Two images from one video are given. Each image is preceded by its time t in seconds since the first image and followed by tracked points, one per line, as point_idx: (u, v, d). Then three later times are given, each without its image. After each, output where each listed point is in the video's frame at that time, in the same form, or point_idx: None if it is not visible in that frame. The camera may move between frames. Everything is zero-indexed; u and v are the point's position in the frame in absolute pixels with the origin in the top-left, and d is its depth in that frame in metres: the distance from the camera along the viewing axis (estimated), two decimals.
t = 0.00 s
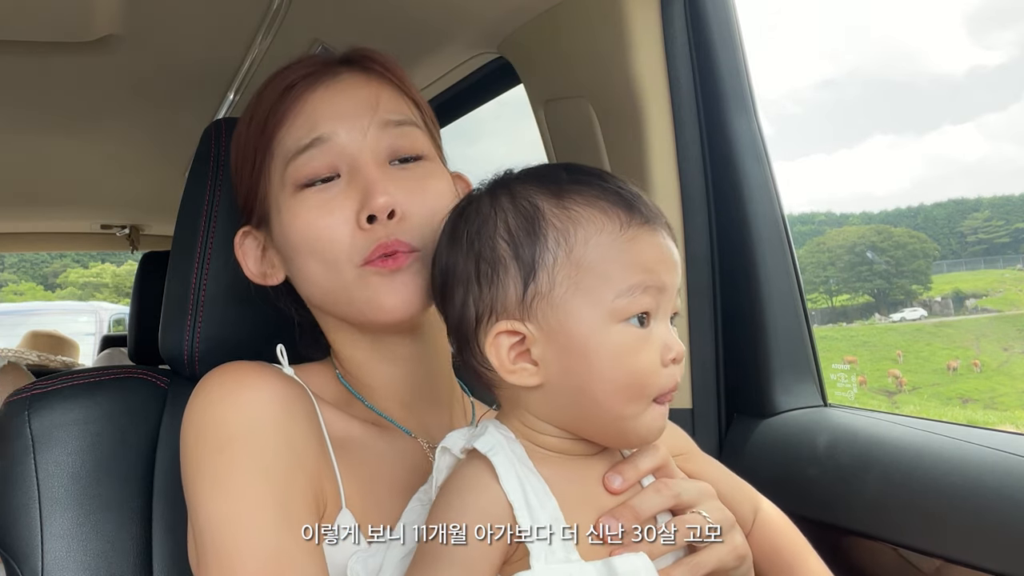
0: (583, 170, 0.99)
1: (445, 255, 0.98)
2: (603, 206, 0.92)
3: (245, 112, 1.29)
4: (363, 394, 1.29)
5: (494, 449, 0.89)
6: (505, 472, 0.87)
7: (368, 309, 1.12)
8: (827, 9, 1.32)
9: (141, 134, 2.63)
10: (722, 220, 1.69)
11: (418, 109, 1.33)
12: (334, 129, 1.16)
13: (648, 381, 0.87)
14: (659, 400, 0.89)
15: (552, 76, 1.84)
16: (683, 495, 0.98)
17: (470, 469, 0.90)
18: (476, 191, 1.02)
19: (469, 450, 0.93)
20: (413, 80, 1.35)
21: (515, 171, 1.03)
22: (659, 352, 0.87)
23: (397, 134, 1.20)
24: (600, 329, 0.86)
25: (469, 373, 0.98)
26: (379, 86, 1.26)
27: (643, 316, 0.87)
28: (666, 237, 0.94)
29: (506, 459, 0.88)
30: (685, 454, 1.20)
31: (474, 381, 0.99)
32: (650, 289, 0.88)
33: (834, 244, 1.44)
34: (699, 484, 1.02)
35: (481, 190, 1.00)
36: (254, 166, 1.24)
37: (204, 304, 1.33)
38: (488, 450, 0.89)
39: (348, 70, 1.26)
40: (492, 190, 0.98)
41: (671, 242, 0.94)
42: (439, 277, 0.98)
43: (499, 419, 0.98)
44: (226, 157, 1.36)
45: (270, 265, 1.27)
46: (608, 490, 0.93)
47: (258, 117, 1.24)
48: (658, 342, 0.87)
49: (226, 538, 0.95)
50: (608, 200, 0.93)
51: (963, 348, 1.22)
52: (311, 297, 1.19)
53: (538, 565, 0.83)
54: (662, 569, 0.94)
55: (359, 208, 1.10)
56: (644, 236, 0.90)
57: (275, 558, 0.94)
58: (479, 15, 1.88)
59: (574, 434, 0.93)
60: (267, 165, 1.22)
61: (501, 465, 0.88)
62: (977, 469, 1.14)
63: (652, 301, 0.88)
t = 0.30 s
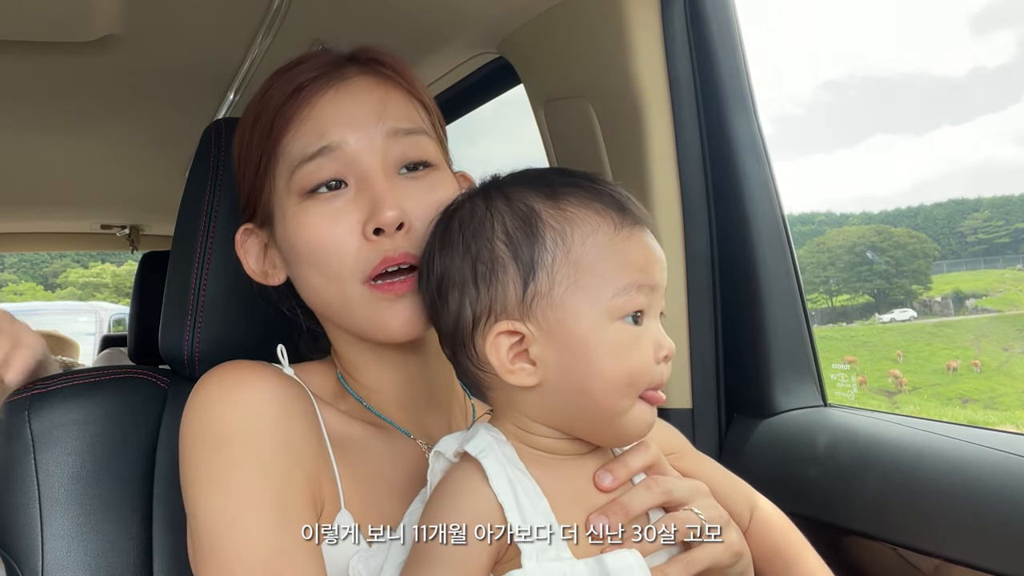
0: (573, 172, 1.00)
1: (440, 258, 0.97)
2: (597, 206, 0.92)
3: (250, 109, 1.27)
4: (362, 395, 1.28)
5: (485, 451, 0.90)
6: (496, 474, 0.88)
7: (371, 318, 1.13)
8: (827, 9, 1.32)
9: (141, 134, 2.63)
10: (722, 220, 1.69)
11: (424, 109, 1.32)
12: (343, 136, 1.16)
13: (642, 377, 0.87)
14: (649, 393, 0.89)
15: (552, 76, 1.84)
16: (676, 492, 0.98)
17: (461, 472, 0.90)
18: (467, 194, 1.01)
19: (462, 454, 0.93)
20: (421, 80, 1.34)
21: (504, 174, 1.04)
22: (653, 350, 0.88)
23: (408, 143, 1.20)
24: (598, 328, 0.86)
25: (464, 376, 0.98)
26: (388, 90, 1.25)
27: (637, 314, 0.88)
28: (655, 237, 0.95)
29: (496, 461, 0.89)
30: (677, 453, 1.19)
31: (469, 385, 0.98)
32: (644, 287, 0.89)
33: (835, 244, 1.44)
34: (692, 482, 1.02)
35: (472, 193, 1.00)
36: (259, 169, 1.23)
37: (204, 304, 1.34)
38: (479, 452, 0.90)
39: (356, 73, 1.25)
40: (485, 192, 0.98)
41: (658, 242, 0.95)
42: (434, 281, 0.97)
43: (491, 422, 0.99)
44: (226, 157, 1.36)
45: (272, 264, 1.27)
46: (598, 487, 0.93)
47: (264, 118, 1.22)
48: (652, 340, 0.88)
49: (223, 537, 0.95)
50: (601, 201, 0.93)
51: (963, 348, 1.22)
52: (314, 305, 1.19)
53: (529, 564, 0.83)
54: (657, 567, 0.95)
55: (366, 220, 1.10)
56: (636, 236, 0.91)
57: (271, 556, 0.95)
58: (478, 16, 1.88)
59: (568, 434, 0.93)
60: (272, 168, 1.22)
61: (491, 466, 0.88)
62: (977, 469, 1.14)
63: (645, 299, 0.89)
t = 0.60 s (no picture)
0: (573, 174, 1.00)
1: (441, 259, 0.97)
2: (599, 208, 0.92)
3: (249, 110, 1.27)
4: (361, 398, 1.28)
5: (481, 453, 0.90)
6: (492, 475, 0.88)
7: (369, 321, 1.13)
8: (827, 10, 1.33)
9: (141, 134, 2.63)
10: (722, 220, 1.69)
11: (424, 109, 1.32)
12: (341, 139, 1.16)
13: (644, 379, 0.87)
14: (651, 392, 0.89)
15: (552, 76, 1.84)
16: (671, 494, 0.97)
17: (458, 474, 0.90)
18: (467, 196, 1.01)
19: (459, 454, 0.94)
20: (422, 81, 1.33)
21: (505, 176, 1.04)
22: (655, 350, 0.88)
23: (406, 146, 1.19)
24: (601, 329, 0.86)
25: (466, 379, 0.97)
26: (388, 92, 1.24)
27: (639, 314, 0.88)
28: (656, 238, 0.95)
29: (493, 462, 0.89)
30: (675, 456, 1.20)
31: (470, 388, 0.98)
32: (646, 288, 0.89)
33: (834, 244, 1.45)
34: (688, 484, 1.01)
35: (473, 194, 1.00)
36: (257, 171, 1.24)
37: (204, 305, 1.34)
38: (475, 454, 0.90)
39: (356, 75, 1.25)
40: (486, 194, 0.98)
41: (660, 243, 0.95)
42: (435, 283, 0.97)
43: (488, 425, 0.99)
44: (227, 157, 1.37)
45: (271, 264, 1.27)
46: (594, 491, 0.93)
47: (262, 120, 1.23)
48: (654, 341, 0.88)
49: (220, 535, 0.95)
50: (603, 202, 0.93)
51: (963, 348, 1.22)
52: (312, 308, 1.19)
53: (525, 566, 0.83)
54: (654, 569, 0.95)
55: (362, 225, 1.10)
56: (638, 237, 0.91)
57: (269, 555, 0.95)
58: (478, 16, 1.88)
59: (568, 436, 0.93)
60: (271, 169, 1.22)
61: (487, 467, 0.88)
62: (977, 469, 1.14)
63: (648, 300, 0.89)
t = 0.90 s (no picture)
0: (575, 178, 1.00)
1: (440, 261, 0.97)
2: (600, 213, 0.92)
3: (252, 109, 1.27)
4: (361, 398, 1.28)
5: (476, 452, 0.90)
6: (487, 474, 0.88)
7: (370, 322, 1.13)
8: (827, 9, 1.32)
9: (141, 134, 2.63)
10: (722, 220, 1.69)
11: (427, 109, 1.32)
12: (344, 138, 1.16)
13: (642, 384, 0.87)
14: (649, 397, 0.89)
15: (552, 76, 1.84)
16: (664, 494, 0.97)
17: (452, 475, 0.90)
18: (469, 198, 1.01)
19: (455, 454, 0.93)
20: (424, 82, 1.33)
21: (506, 178, 1.04)
22: (652, 356, 0.88)
23: (410, 146, 1.19)
24: (600, 335, 0.86)
25: (462, 380, 0.98)
26: (391, 92, 1.24)
27: (638, 321, 0.88)
28: (656, 245, 0.95)
29: (488, 461, 0.89)
30: (670, 456, 1.19)
31: (467, 389, 0.98)
32: (645, 295, 0.89)
33: (834, 244, 1.45)
34: (681, 484, 1.01)
35: (474, 196, 1.00)
36: (260, 170, 1.23)
37: (204, 305, 1.34)
38: (470, 453, 0.90)
39: (359, 75, 1.24)
40: (487, 196, 0.98)
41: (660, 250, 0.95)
42: (434, 285, 0.97)
43: (484, 425, 0.99)
44: (227, 157, 1.37)
45: (272, 264, 1.27)
46: (585, 491, 0.93)
47: (265, 118, 1.22)
48: (651, 348, 0.88)
49: (217, 534, 0.95)
50: (604, 208, 0.93)
51: (963, 348, 1.22)
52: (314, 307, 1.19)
53: (518, 564, 0.83)
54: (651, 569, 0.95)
55: (365, 225, 1.10)
56: (638, 244, 0.91)
57: (267, 554, 0.95)
58: (478, 16, 1.88)
59: (563, 438, 0.93)
60: (274, 168, 1.21)
61: (482, 467, 0.88)
62: (977, 469, 1.14)
63: (646, 307, 0.89)
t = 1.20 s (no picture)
0: (580, 180, 1.00)
1: (443, 261, 0.97)
2: (605, 217, 0.92)
3: (255, 107, 1.27)
4: (362, 399, 1.28)
5: (476, 451, 0.90)
6: (488, 475, 0.88)
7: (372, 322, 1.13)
8: (827, 10, 1.32)
9: (141, 134, 2.63)
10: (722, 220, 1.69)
11: (432, 109, 1.32)
12: (351, 137, 1.16)
13: (644, 388, 0.87)
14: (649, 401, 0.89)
15: (552, 76, 1.84)
16: (665, 495, 0.97)
17: (452, 474, 0.90)
18: (473, 198, 1.01)
19: (455, 454, 0.93)
20: (429, 82, 1.33)
21: (510, 179, 1.04)
22: (654, 360, 0.88)
23: (416, 146, 1.19)
24: (602, 339, 0.86)
25: (463, 380, 0.98)
26: (397, 92, 1.24)
27: (641, 325, 0.88)
28: (659, 248, 0.95)
29: (488, 461, 0.89)
30: (669, 456, 1.18)
31: (467, 389, 0.98)
32: (649, 299, 0.89)
33: (835, 244, 1.45)
34: (681, 484, 1.01)
35: (478, 196, 1.00)
36: (264, 169, 1.23)
37: (204, 305, 1.34)
38: (470, 453, 0.90)
39: (366, 75, 1.24)
40: (491, 197, 0.98)
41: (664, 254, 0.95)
42: (436, 285, 0.97)
43: (485, 426, 0.99)
44: (227, 157, 1.37)
45: (274, 263, 1.27)
46: (585, 491, 0.93)
47: (270, 117, 1.22)
48: (653, 351, 0.88)
49: (218, 533, 0.95)
50: (609, 211, 0.93)
51: (963, 348, 1.22)
52: (317, 307, 1.19)
53: (518, 565, 0.83)
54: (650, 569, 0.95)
55: (371, 224, 1.10)
56: (643, 248, 0.91)
57: (268, 554, 0.95)
58: (478, 16, 1.88)
59: (563, 440, 0.93)
60: (278, 166, 1.21)
61: (482, 467, 0.88)
62: (977, 469, 1.14)
63: (650, 312, 0.89)
